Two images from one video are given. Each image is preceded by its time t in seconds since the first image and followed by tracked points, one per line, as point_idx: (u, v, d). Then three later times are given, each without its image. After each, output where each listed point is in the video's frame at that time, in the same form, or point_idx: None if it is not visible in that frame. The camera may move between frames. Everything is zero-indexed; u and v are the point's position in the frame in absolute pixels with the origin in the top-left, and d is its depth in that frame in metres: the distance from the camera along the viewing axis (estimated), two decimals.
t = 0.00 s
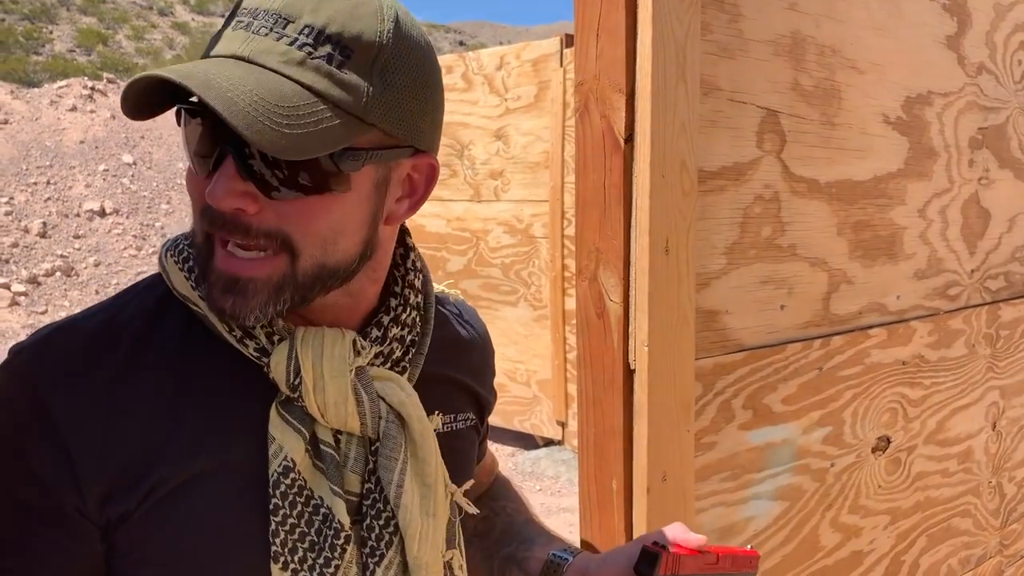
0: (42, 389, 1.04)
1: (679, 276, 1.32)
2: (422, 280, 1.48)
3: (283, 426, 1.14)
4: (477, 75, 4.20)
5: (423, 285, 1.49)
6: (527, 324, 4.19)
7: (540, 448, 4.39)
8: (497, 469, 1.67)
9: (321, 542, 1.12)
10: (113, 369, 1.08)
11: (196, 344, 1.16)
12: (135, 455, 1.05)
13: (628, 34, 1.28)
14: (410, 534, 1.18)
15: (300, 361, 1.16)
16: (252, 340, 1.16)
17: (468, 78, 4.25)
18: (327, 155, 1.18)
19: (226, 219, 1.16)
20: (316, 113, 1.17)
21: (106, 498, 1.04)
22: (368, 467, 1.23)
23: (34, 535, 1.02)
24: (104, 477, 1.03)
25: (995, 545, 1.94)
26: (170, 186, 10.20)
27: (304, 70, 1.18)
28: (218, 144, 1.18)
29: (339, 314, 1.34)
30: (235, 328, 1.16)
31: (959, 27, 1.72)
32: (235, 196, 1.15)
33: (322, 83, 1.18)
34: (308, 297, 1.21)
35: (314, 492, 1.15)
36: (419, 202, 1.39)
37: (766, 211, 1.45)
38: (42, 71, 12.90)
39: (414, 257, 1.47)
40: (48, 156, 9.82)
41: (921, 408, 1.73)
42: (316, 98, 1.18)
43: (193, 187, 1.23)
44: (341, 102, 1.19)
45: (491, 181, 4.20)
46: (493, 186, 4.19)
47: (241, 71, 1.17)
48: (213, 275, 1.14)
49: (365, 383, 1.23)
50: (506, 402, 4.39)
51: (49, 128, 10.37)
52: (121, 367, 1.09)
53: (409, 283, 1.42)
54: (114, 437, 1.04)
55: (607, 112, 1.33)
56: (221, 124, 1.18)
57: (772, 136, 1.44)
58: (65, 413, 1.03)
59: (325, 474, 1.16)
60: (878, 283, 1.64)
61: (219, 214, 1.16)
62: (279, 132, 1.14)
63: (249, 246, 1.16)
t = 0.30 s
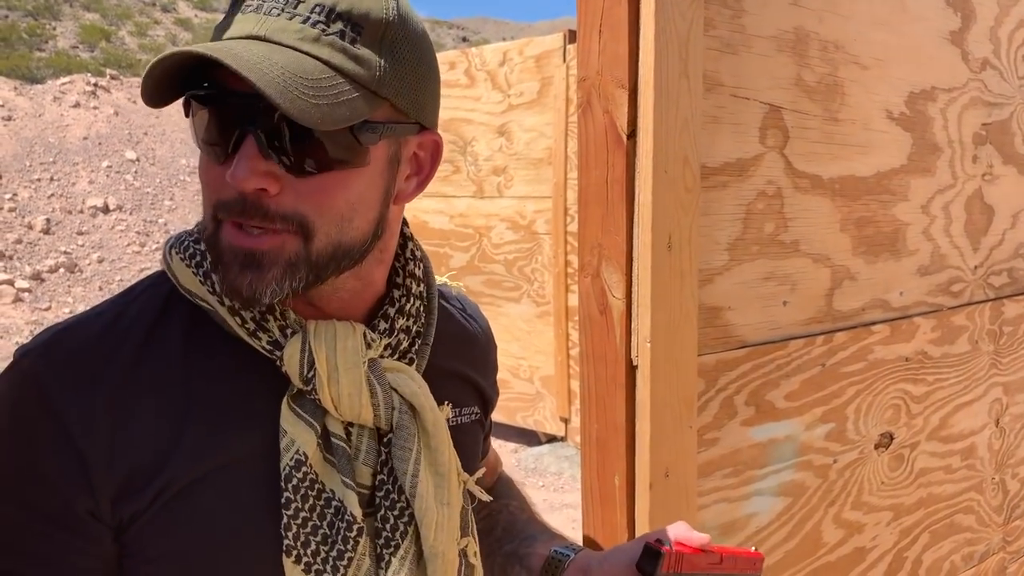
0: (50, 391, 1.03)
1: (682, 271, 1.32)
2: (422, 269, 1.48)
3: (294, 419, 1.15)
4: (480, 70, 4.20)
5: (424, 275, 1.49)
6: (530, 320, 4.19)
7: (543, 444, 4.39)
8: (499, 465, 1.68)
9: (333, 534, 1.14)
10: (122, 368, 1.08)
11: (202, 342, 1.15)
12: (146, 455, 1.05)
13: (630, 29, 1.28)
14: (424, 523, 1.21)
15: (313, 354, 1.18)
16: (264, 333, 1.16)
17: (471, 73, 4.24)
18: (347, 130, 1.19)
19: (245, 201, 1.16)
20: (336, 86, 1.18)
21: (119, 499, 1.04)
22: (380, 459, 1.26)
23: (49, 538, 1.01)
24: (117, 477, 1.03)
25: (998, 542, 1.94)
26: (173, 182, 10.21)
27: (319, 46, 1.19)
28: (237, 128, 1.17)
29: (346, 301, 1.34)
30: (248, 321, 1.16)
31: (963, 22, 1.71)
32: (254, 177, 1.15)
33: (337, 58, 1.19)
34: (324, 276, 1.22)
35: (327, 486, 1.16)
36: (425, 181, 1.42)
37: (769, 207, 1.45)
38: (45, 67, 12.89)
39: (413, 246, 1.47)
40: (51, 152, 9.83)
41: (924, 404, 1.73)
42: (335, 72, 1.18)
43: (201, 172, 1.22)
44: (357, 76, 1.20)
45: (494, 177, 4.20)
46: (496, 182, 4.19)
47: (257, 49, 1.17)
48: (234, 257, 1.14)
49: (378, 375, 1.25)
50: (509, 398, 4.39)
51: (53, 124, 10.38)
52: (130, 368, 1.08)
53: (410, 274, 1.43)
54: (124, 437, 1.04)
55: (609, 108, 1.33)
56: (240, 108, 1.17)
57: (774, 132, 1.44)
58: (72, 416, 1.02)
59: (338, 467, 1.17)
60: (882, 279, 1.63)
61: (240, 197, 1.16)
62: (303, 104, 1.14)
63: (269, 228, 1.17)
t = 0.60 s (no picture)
0: (59, 376, 1.02)
1: (683, 264, 1.32)
2: (421, 256, 1.48)
3: (298, 400, 1.16)
4: (481, 65, 4.19)
5: (421, 261, 1.48)
6: (531, 316, 4.19)
7: (544, 440, 4.39)
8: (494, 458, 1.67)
9: (338, 514, 1.15)
10: (130, 353, 1.07)
11: (207, 327, 1.15)
12: (155, 440, 1.05)
13: (631, 21, 1.28)
14: (426, 501, 1.23)
15: (319, 337, 1.19)
16: (270, 317, 1.17)
17: (472, 68, 4.24)
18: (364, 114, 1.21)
19: (262, 180, 1.16)
20: (355, 69, 1.20)
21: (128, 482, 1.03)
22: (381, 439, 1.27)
23: (58, 523, 1.01)
24: (127, 461, 1.03)
25: (1000, 535, 1.94)
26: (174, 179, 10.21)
27: (335, 30, 1.21)
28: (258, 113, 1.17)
29: (350, 283, 1.34)
30: (253, 305, 1.16)
31: (965, 15, 1.71)
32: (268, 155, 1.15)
33: (354, 42, 1.21)
34: (337, 257, 1.23)
35: (330, 467, 1.18)
36: (427, 164, 1.43)
37: (771, 200, 1.45)
38: (46, 63, 12.88)
39: (409, 232, 1.47)
40: (52, 149, 9.83)
41: (926, 397, 1.73)
42: (353, 55, 1.21)
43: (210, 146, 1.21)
44: (372, 59, 1.23)
45: (495, 172, 4.19)
46: (497, 178, 4.19)
47: (276, 31, 1.17)
48: (247, 234, 1.15)
49: (382, 357, 1.27)
50: (510, 393, 4.39)
51: (54, 121, 10.38)
52: (138, 353, 1.08)
53: (408, 259, 1.43)
54: (133, 422, 1.04)
55: (611, 100, 1.32)
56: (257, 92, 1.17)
57: (776, 125, 1.43)
58: (82, 401, 1.01)
59: (341, 449, 1.19)
60: (883, 272, 1.63)
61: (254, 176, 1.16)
62: (328, 86, 1.16)
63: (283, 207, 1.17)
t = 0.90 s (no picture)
0: (68, 405, 1.00)
1: (683, 261, 1.32)
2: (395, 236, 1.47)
3: (325, 398, 1.16)
4: (480, 62, 4.19)
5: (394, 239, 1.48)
6: (531, 313, 4.19)
7: (544, 437, 4.40)
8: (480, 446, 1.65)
9: (372, 502, 1.18)
10: (141, 374, 1.05)
11: (213, 334, 1.13)
12: (173, 457, 1.05)
13: (631, 18, 1.27)
14: (453, 478, 1.28)
15: (343, 337, 1.19)
16: (290, 324, 1.15)
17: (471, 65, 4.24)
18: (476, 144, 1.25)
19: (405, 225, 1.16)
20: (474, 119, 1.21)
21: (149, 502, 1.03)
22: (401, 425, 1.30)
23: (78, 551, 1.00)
24: (147, 482, 1.03)
25: (999, 531, 1.94)
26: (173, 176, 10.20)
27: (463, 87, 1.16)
28: (330, 111, 1.08)
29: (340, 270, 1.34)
30: (271, 315, 1.14)
31: (964, 11, 1.70)
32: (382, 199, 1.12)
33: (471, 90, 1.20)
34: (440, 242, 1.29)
35: (359, 459, 1.19)
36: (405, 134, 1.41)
37: (771, 197, 1.45)
38: (45, 61, 12.89)
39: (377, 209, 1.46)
40: (51, 146, 9.82)
41: (925, 394, 1.73)
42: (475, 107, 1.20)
43: (282, 173, 1.14)
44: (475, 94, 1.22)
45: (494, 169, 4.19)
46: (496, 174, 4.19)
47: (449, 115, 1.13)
48: (367, 277, 1.17)
49: (399, 347, 1.30)
50: (510, 390, 4.40)
51: (52, 118, 10.36)
52: (149, 373, 1.06)
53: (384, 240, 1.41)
54: (150, 443, 1.03)
55: (611, 97, 1.32)
56: (320, 78, 1.07)
57: (776, 122, 1.43)
58: (96, 428, 1.00)
59: (367, 441, 1.21)
60: (882, 269, 1.63)
61: (368, 222, 1.14)
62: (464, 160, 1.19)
63: (403, 242, 1.19)
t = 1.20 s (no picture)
0: (90, 420, 0.98)
1: (681, 259, 1.32)
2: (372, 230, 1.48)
3: (337, 393, 1.17)
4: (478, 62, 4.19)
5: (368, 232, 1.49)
6: (529, 312, 4.19)
7: (542, 436, 4.40)
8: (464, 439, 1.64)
9: (383, 493, 1.20)
10: (162, 383, 1.04)
11: (224, 339, 1.12)
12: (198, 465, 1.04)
13: (629, 18, 1.28)
14: (455, 463, 1.31)
15: (353, 332, 1.22)
16: (304, 323, 1.16)
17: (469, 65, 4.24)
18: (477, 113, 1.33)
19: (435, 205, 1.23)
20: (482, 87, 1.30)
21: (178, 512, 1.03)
22: (403, 414, 1.34)
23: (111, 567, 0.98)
24: (176, 491, 1.02)
25: (995, 530, 1.95)
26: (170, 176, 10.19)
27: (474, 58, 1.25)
28: (368, 99, 1.13)
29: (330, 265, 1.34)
30: (284, 316, 1.15)
31: (960, 11, 1.71)
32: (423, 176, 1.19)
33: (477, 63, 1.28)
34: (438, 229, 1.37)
35: (368, 452, 1.21)
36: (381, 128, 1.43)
37: (768, 196, 1.45)
38: (43, 61, 12.89)
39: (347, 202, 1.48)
40: (48, 146, 9.81)
41: (922, 393, 1.74)
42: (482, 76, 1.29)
43: (318, 170, 1.17)
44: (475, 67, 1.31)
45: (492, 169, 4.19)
46: (494, 174, 4.19)
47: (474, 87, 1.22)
48: (402, 257, 1.22)
49: (405, 339, 1.33)
50: (508, 389, 4.40)
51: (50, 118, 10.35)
52: (170, 381, 1.05)
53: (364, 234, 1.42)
54: (175, 451, 1.02)
55: (609, 97, 1.32)
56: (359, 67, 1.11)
57: (773, 121, 1.44)
58: (122, 441, 0.98)
59: (377, 434, 1.22)
60: (879, 268, 1.64)
61: (407, 204, 1.20)
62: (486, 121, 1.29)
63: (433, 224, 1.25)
